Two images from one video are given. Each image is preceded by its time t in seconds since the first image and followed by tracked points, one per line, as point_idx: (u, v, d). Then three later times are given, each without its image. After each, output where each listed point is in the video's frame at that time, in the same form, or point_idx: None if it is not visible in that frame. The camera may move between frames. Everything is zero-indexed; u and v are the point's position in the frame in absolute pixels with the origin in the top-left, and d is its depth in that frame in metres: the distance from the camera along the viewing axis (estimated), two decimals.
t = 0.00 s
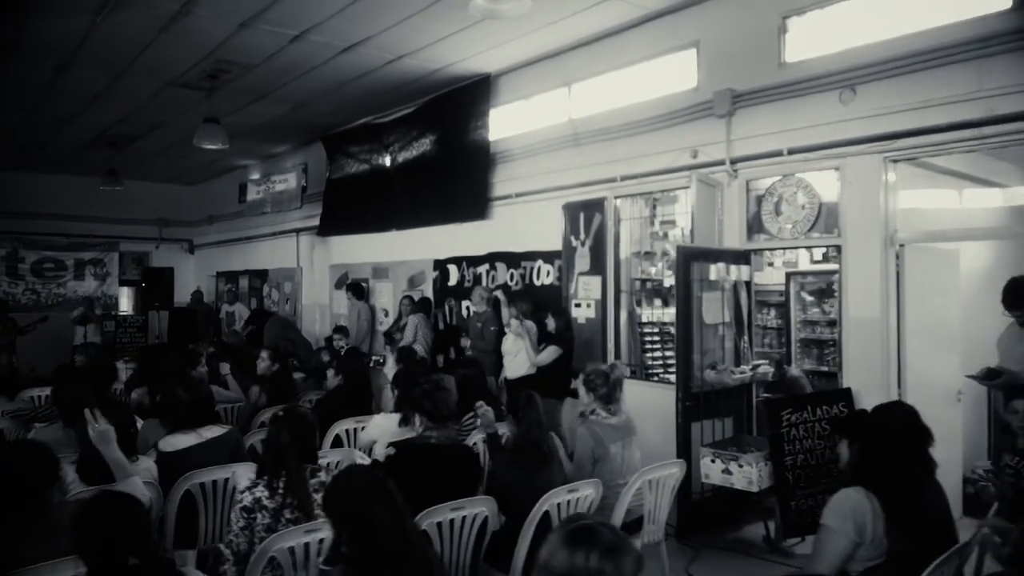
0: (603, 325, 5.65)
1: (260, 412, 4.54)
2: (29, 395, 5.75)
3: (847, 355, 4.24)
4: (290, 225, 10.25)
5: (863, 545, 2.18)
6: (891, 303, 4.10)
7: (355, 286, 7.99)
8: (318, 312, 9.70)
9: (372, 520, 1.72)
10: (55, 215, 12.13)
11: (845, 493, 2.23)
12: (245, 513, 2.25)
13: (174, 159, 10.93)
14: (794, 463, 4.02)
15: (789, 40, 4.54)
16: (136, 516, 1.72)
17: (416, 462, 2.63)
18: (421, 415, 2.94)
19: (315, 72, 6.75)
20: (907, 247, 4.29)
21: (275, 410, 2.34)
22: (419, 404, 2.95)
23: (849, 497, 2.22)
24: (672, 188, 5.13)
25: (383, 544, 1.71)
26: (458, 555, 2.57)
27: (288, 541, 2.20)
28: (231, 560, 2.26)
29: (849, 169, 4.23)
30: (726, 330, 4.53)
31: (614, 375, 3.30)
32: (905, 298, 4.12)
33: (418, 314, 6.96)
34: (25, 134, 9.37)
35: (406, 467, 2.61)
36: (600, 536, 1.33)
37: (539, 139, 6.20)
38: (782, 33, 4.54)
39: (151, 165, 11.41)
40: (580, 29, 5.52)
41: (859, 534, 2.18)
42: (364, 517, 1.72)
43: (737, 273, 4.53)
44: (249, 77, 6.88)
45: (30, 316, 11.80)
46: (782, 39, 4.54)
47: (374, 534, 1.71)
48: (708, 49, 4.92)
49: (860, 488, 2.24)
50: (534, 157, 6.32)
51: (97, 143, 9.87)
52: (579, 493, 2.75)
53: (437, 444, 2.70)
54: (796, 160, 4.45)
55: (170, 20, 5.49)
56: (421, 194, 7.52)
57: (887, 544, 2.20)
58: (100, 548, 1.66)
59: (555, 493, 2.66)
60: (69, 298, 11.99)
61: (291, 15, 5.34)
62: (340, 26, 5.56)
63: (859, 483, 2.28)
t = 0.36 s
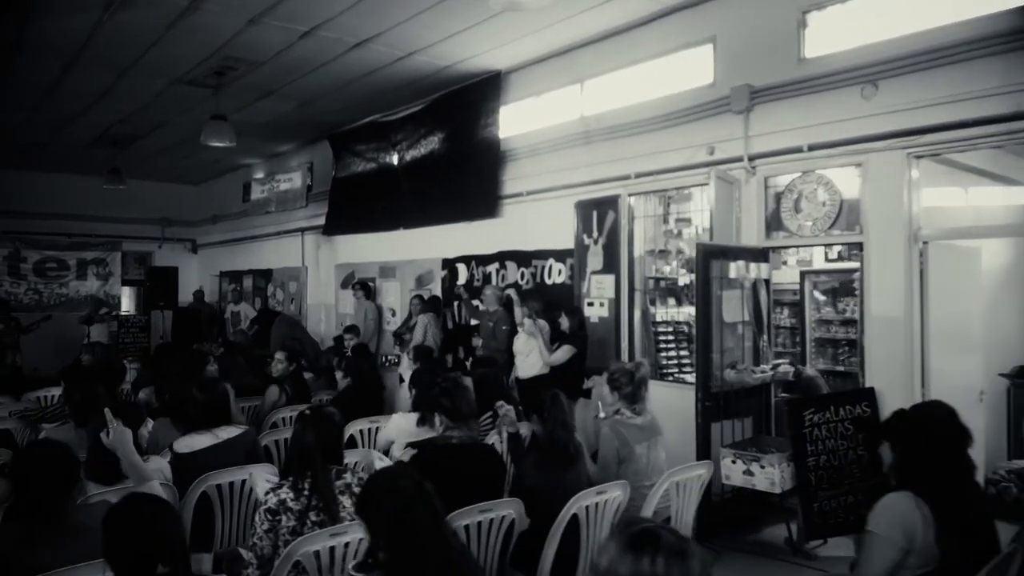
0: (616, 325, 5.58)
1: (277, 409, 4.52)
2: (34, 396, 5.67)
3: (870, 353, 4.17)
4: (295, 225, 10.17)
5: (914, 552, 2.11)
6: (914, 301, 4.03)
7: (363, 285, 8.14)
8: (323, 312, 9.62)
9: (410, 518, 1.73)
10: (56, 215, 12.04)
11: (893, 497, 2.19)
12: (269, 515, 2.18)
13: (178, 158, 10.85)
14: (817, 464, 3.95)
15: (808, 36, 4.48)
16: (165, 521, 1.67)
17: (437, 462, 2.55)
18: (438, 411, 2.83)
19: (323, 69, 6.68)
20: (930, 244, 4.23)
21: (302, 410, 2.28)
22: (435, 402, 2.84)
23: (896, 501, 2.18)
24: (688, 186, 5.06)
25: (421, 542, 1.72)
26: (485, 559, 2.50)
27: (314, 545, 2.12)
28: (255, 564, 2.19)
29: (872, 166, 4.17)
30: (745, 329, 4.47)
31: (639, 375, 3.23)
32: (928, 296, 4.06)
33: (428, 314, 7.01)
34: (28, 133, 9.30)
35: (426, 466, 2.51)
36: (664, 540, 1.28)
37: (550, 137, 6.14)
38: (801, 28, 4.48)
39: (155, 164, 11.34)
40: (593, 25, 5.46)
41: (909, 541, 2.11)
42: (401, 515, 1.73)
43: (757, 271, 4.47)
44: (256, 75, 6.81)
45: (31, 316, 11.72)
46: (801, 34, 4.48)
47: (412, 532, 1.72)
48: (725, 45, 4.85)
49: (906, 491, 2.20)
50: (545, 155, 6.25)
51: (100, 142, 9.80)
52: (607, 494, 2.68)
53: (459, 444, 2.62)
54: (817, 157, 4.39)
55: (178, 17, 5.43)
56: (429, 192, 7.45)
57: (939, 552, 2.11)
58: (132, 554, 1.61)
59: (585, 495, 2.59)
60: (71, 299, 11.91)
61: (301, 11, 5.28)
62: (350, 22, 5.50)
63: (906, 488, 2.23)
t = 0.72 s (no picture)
0: (632, 322, 5.42)
1: (283, 409, 4.34)
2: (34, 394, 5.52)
3: (902, 351, 4.02)
4: (299, 221, 10.01)
5: (987, 571, 1.93)
6: (948, 297, 3.88)
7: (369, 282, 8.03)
8: (327, 310, 9.47)
9: (443, 526, 1.58)
10: (56, 212, 11.88)
11: (959, 511, 2.03)
12: (286, 523, 2.03)
13: (179, 153, 10.70)
14: (848, 466, 3.79)
15: (835, 22, 4.32)
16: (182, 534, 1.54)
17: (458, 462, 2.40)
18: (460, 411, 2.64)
19: (329, 60, 6.53)
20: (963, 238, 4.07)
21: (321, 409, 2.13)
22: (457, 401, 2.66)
23: (962, 515, 2.02)
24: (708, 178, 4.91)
25: (455, 553, 1.56)
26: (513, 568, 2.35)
27: (333, 555, 1.97)
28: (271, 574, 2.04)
29: (903, 156, 4.02)
30: (770, 325, 4.32)
31: (669, 373, 3.04)
32: (963, 291, 3.90)
33: (438, 311, 6.91)
34: (28, 128, 9.15)
35: (445, 468, 2.35)
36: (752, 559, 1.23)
37: (563, 130, 5.98)
38: (828, 14, 4.31)
39: (156, 160, 11.18)
40: (610, 13, 5.30)
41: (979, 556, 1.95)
42: (434, 521, 1.58)
43: (782, 266, 4.32)
44: (261, 66, 6.65)
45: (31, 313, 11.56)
46: (828, 21, 4.31)
47: (445, 542, 1.57)
48: (748, 32, 4.69)
49: (972, 503, 2.04)
50: (558, 148, 6.09)
51: (101, 137, 9.64)
52: (641, 499, 2.53)
53: (483, 445, 2.46)
54: (846, 147, 4.23)
55: (181, 5, 5.27)
56: (437, 187, 7.29)
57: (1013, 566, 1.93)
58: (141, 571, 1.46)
59: (618, 500, 2.43)
60: (71, 296, 11.75)
61: None
62: (358, 10, 5.34)
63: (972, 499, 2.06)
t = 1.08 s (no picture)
0: (646, 318, 5.28)
1: (289, 407, 4.19)
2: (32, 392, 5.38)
3: (932, 347, 3.89)
4: (301, 217, 9.86)
5: None
6: (981, 290, 3.74)
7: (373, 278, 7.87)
8: (330, 307, 9.34)
9: (473, 523, 1.43)
10: (53, 208, 11.72)
11: None
12: (304, 528, 1.90)
13: (179, 149, 10.54)
14: (877, 466, 3.67)
15: (862, 7, 4.17)
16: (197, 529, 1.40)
17: (481, 460, 2.30)
18: (491, 406, 2.41)
19: (333, 51, 6.37)
20: (996, 230, 3.92)
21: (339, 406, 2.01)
22: (488, 395, 2.42)
23: None
24: (727, 169, 4.77)
25: (489, 553, 1.42)
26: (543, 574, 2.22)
27: (355, 560, 1.84)
28: None
29: (934, 146, 3.87)
30: (793, 320, 4.18)
31: (700, 368, 2.92)
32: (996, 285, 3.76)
33: (447, 307, 6.80)
34: (25, 123, 9.00)
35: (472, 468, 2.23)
36: None
37: (574, 121, 5.85)
38: None
39: (156, 155, 11.02)
40: None
41: None
42: (464, 520, 1.43)
43: (806, 259, 4.19)
44: (264, 57, 6.51)
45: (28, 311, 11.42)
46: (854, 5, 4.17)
47: (477, 540, 1.42)
48: (769, 17, 4.54)
49: None
50: (569, 140, 5.95)
51: (100, 132, 9.48)
52: (675, 501, 2.40)
53: (512, 444, 2.32)
54: (872, 136, 4.10)
55: None
56: (443, 181, 7.14)
57: None
58: None
59: (654, 502, 2.30)
60: (69, 294, 11.61)
61: None
62: None
63: None
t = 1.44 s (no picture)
0: (668, 314, 5.17)
1: (305, 405, 4.06)
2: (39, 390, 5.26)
3: (969, 343, 3.78)
4: (308, 214, 9.74)
5: None
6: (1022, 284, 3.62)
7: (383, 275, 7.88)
8: (338, 304, 9.23)
9: (545, 522, 1.33)
10: (56, 205, 11.59)
11: None
12: (346, 530, 1.82)
13: (184, 145, 10.42)
14: (915, 464, 3.57)
15: None
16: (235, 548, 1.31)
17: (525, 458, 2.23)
18: (534, 403, 2.37)
19: (343, 42, 6.26)
20: None
21: (388, 402, 1.93)
22: (528, 392, 2.38)
23: None
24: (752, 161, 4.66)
25: (562, 555, 1.31)
26: None
27: (398, 565, 1.72)
28: None
29: (970, 135, 3.76)
30: (824, 315, 4.07)
31: (742, 365, 2.88)
32: None
33: (461, 304, 6.69)
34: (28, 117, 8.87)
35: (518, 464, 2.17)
36: None
37: (590, 113, 5.74)
38: None
39: (160, 152, 10.89)
40: None
41: None
42: (535, 518, 1.33)
43: (838, 251, 4.07)
44: (273, 49, 6.39)
45: (31, 309, 11.29)
46: None
47: (550, 540, 1.32)
48: (796, 4, 4.43)
49: None
50: (585, 132, 5.84)
51: (103, 127, 9.36)
52: (725, 501, 2.29)
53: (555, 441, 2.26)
54: (906, 125, 3.98)
55: None
56: (455, 176, 7.02)
57: None
58: None
59: (704, 502, 2.19)
60: (71, 292, 11.48)
61: None
62: None
63: None
